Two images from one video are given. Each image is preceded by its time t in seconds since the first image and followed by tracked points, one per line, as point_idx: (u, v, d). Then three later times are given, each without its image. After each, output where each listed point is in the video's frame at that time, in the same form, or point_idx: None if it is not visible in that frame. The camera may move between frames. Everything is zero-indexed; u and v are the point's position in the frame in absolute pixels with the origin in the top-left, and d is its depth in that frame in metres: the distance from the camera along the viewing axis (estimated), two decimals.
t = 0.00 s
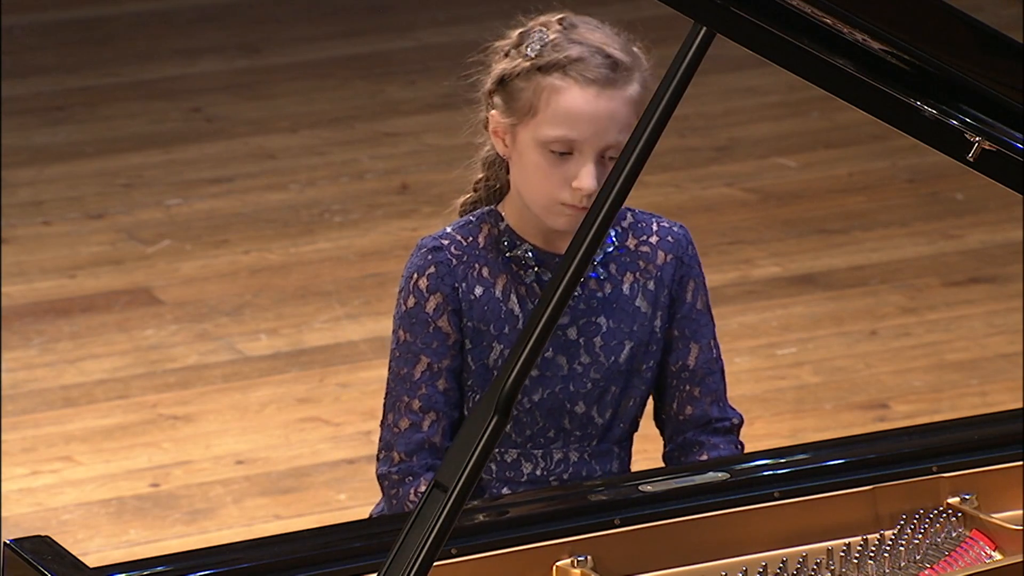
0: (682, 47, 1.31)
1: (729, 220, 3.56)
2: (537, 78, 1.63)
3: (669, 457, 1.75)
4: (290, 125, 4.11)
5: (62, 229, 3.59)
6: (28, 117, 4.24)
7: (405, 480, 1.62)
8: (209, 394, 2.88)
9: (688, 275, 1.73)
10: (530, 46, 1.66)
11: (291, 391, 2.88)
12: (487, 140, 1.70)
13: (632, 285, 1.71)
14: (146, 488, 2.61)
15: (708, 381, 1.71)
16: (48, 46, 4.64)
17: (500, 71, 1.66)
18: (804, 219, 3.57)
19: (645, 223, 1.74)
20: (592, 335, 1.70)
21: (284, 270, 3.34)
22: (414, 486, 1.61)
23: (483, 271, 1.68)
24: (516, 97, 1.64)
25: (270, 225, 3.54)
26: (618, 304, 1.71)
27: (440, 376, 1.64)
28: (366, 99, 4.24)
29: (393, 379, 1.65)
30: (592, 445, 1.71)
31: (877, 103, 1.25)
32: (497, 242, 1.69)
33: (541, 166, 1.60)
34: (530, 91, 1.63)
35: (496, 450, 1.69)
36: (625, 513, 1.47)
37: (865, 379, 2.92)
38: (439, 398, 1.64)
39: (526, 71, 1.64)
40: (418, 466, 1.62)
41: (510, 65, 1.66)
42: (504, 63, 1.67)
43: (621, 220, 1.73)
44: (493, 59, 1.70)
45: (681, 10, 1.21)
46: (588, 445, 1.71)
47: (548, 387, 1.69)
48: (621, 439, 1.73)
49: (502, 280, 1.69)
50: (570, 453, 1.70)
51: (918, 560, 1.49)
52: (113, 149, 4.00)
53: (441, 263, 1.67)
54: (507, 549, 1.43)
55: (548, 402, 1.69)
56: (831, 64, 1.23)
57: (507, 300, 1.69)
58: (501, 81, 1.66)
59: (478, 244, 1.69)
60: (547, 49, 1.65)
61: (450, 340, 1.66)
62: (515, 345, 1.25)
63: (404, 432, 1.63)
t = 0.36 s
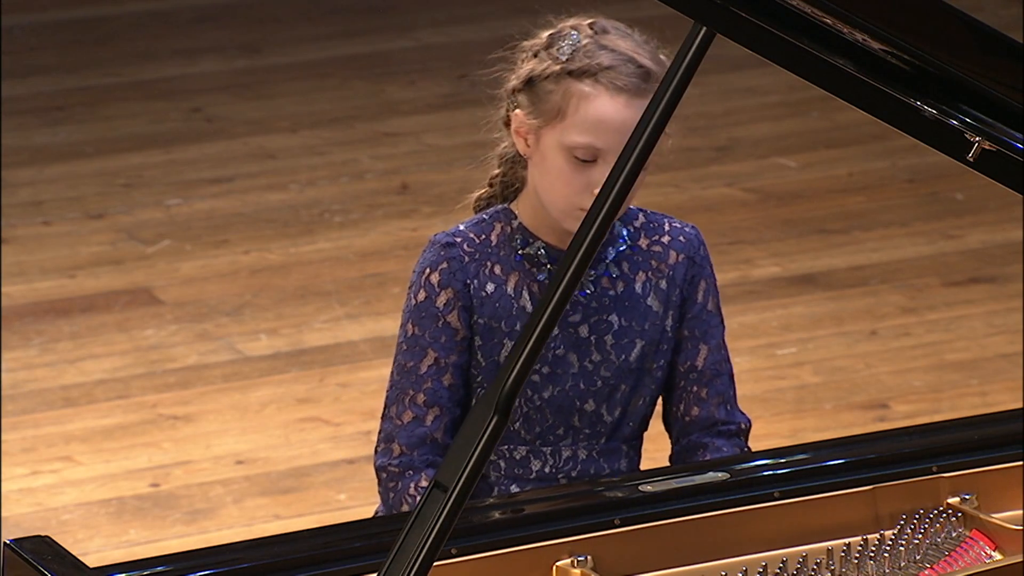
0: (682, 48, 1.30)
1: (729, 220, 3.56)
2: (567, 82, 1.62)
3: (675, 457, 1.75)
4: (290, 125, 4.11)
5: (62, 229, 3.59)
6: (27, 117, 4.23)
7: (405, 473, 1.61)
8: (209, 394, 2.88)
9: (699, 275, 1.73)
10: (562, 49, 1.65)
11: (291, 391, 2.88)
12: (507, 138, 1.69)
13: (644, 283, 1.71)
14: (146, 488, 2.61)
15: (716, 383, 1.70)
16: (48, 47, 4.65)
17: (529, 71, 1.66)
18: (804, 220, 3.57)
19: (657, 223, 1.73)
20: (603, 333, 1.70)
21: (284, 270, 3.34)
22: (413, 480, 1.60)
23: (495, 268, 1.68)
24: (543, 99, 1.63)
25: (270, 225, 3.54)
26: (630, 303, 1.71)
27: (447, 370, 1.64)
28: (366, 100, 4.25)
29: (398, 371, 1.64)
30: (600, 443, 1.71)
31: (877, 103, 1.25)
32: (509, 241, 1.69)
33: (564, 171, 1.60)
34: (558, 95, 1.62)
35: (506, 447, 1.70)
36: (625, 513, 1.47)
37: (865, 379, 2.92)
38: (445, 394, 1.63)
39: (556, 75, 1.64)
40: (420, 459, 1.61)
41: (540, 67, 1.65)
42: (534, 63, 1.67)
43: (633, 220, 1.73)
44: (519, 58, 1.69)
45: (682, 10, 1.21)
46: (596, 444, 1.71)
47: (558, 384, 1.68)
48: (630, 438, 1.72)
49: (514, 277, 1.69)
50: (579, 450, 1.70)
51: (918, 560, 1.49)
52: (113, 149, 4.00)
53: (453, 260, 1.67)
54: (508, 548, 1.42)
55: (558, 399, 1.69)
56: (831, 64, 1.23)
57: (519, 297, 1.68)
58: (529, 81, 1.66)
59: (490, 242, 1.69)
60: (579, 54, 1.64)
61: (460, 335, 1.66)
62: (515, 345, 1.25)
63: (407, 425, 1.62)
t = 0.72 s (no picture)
0: (682, 48, 1.30)
1: (729, 220, 3.56)
2: (589, 79, 1.62)
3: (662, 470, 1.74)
4: (290, 125, 4.11)
5: (62, 229, 3.58)
6: (27, 116, 4.23)
7: (406, 469, 1.62)
8: (209, 394, 2.88)
9: (707, 294, 1.72)
10: (585, 46, 1.63)
11: (291, 391, 2.88)
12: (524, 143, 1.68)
13: (656, 295, 1.70)
14: (146, 488, 2.61)
15: (711, 402, 1.70)
16: (48, 47, 4.65)
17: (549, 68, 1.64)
18: (804, 220, 3.57)
19: (671, 238, 1.73)
20: (612, 342, 1.69)
21: (284, 270, 3.34)
22: (414, 477, 1.61)
23: (506, 273, 1.68)
24: (564, 97, 1.62)
25: (270, 225, 3.55)
26: (641, 314, 1.70)
27: (453, 372, 1.64)
28: (366, 100, 4.25)
29: (404, 370, 1.64)
30: (605, 452, 1.71)
31: (878, 103, 1.25)
32: (522, 244, 1.69)
33: (587, 170, 1.60)
34: (580, 92, 1.61)
35: (510, 450, 1.68)
36: (625, 513, 1.47)
37: (865, 379, 2.92)
38: (450, 394, 1.63)
39: (578, 72, 1.62)
40: (421, 457, 1.62)
41: (561, 65, 1.63)
42: (553, 60, 1.64)
43: (647, 232, 1.72)
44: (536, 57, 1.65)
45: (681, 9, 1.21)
46: (601, 452, 1.70)
47: (566, 390, 1.68)
48: (634, 448, 1.72)
49: (524, 281, 1.68)
50: (583, 458, 1.69)
51: (919, 560, 1.49)
52: (114, 150, 3.99)
53: (464, 262, 1.66)
54: (507, 549, 1.42)
55: (565, 405, 1.68)
56: (831, 64, 1.23)
57: (529, 302, 1.67)
58: (548, 78, 1.64)
59: (502, 246, 1.69)
60: (600, 50, 1.63)
61: (468, 337, 1.65)
62: (515, 346, 1.25)
63: (410, 424, 1.63)
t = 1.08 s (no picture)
0: (684, 46, 1.30)
1: (729, 221, 3.56)
2: (593, 65, 1.61)
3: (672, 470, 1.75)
4: (290, 125, 4.11)
5: (62, 229, 3.58)
6: (27, 116, 4.23)
7: (413, 463, 1.61)
8: (209, 394, 2.88)
9: (716, 290, 1.72)
10: (588, 34, 1.64)
11: (291, 391, 2.88)
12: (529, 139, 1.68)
13: (663, 291, 1.70)
14: (146, 488, 2.61)
15: (719, 399, 1.70)
16: (48, 47, 4.65)
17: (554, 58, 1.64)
18: (804, 220, 3.57)
19: (678, 235, 1.73)
20: (621, 337, 1.68)
21: (284, 270, 3.34)
22: (421, 472, 1.60)
23: (513, 267, 1.67)
24: (568, 84, 1.62)
25: (270, 225, 3.54)
26: (650, 309, 1.69)
27: (460, 366, 1.63)
28: (365, 100, 4.25)
29: (411, 365, 1.64)
30: (613, 449, 1.70)
31: (878, 102, 1.26)
32: (528, 238, 1.68)
33: (592, 154, 1.59)
34: (585, 78, 1.61)
35: (518, 447, 1.68)
36: (625, 513, 1.47)
37: (865, 379, 2.92)
38: (456, 389, 1.63)
39: (582, 59, 1.62)
40: (427, 452, 1.61)
41: (565, 54, 1.64)
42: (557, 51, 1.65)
43: (653, 230, 1.73)
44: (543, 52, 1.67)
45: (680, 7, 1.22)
46: (609, 449, 1.70)
47: (575, 385, 1.67)
48: (642, 445, 1.72)
49: (531, 276, 1.67)
50: (592, 455, 1.69)
51: (918, 560, 1.49)
52: (114, 150, 4.00)
53: (470, 257, 1.66)
54: (507, 549, 1.42)
55: (573, 401, 1.67)
56: (830, 64, 1.24)
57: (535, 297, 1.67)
58: (553, 68, 1.64)
59: (508, 241, 1.68)
60: (603, 37, 1.63)
61: (475, 332, 1.64)
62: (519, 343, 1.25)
63: (417, 418, 1.62)
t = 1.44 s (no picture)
0: (685, 45, 1.30)
1: (729, 221, 3.56)
2: (601, 69, 1.61)
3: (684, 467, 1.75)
4: (290, 125, 4.11)
5: (62, 229, 3.58)
6: (27, 116, 4.23)
7: (411, 449, 1.60)
8: (209, 394, 2.88)
9: (713, 284, 1.72)
10: (592, 36, 1.63)
11: (291, 391, 2.88)
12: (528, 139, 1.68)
13: (660, 287, 1.70)
14: (146, 488, 2.61)
15: (725, 392, 1.70)
16: (48, 47, 4.65)
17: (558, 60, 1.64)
18: (805, 220, 3.57)
19: (674, 231, 1.73)
20: (619, 334, 1.68)
21: (284, 270, 3.34)
22: (419, 458, 1.59)
23: (511, 265, 1.67)
24: (574, 88, 1.62)
25: (270, 226, 3.54)
26: (648, 306, 1.69)
27: (460, 357, 1.63)
28: (365, 100, 4.25)
29: (411, 354, 1.63)
30: (615, 447, 1.71)
31: (878, 103, 1.25)
32: (526, 237, 1.69)
33: (602, 159, 1.59)
34: (593, 82, 1.61)
35: (519, 446, 1.67)
36: (625, 513, 1.47)
37: (865, 379, 2.92)
38: (455, 380, 1.63)
39: (589, 62, 1.62)
40: (424, 439, 1.60)
41: (569, 57, 1.63)
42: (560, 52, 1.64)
43: (649, 227, 1.73)
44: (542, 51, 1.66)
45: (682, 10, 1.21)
46: (610, 447, 1.70)
47: (574, 381, 1.67)
48: (643, 443, 1.72)
49: (530, 274, 1.67)
50: (593, 453, 1.69)
51: (918, 560, 1.49)
52: (113, 150, 4.00)
53: (470, 253, 1.66)
54: (507, 549, 1.42)
55: (573, 398, 1.67)
56: (831, 64, 1.23)
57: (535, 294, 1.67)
58: (558, 70, 1.64)
59: (507, 239, 1.68)
60: (609, 39, 1.63)
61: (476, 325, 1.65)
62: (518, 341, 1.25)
63: (416, 404, 1.61)
